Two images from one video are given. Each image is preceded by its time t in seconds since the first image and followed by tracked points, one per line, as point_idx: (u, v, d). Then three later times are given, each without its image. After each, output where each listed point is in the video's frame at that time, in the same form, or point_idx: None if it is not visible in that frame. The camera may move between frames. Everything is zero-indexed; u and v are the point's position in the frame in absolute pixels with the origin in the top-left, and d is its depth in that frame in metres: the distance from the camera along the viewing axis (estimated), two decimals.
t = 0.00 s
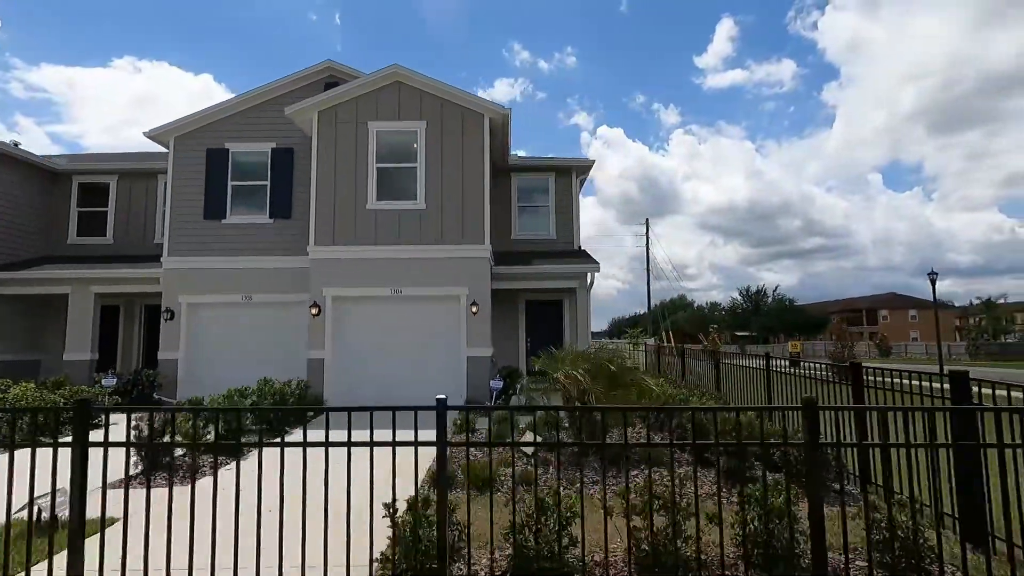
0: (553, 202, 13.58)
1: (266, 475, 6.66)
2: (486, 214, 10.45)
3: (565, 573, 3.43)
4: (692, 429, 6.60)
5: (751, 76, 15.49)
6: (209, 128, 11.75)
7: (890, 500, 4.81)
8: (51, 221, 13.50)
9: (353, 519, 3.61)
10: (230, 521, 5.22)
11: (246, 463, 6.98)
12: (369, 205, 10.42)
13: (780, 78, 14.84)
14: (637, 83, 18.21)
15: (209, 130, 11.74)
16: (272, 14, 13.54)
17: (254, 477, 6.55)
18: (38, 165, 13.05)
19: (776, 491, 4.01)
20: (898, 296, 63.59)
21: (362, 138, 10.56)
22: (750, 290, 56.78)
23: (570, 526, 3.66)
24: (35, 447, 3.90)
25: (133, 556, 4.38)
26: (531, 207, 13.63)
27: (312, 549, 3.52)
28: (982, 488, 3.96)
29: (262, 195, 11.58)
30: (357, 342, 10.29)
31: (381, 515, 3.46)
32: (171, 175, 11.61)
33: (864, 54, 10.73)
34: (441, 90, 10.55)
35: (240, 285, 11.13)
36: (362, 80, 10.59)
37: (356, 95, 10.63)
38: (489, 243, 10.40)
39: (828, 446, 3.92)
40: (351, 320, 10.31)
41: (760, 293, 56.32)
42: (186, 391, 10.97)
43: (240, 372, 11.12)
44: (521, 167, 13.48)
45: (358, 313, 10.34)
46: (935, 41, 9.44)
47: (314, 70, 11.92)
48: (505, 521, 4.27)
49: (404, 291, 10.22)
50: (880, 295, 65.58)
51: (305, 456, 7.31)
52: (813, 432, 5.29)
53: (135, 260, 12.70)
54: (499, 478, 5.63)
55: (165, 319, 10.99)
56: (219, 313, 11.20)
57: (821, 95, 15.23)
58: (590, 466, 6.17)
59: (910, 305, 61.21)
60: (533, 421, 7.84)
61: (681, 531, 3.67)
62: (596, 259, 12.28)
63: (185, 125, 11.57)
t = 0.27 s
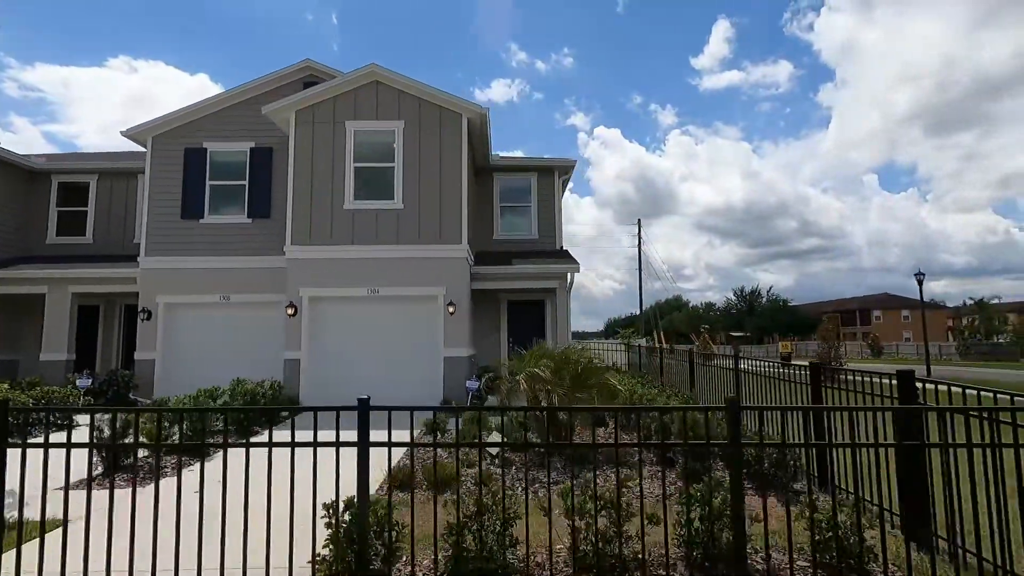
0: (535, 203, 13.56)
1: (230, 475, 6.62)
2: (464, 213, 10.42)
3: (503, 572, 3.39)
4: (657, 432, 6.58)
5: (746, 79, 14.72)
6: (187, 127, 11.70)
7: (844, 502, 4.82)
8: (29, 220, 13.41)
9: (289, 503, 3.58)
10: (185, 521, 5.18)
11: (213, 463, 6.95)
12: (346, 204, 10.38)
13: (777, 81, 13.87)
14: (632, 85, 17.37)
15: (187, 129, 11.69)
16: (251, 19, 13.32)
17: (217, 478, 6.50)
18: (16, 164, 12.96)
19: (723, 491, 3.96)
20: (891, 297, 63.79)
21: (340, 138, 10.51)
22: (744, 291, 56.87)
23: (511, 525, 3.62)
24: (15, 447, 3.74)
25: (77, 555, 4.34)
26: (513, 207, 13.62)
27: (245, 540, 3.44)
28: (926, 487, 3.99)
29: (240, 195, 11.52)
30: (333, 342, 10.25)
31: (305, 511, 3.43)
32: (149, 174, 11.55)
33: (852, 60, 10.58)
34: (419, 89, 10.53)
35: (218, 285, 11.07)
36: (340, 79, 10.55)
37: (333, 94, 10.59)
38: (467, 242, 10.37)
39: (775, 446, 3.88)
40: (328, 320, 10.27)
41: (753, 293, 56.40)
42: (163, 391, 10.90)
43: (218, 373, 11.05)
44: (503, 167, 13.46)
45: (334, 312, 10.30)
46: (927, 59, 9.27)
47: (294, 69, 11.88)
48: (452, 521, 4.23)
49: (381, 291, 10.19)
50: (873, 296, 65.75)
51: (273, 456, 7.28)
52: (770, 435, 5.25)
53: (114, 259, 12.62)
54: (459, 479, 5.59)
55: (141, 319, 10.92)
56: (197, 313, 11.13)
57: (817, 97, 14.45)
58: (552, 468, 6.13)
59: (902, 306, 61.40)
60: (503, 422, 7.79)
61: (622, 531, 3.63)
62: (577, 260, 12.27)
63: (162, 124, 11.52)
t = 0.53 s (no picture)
0: (514, 199, 13.56)
1: (190, 470, 6.60)
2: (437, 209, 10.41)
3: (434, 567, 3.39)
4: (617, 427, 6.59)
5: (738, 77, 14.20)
6: (161, 122, 11.63)
7: (789, 496, 4.86)
8: (3, 215, 13.28)
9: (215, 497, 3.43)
10: (137, 514, 5.17)
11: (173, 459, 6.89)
12: (319, 200, 10.34)
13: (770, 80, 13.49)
14: (626, 83, 16.60)
15: (161, 124, 11.63)
16: (228, 21, 12.67)
17: (177, 472, 6.49)
18: None
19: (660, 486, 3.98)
20: (880, 295, 64.25)
21: (314, 134, 10.48)
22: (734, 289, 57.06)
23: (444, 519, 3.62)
24: None
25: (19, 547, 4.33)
26: (491, 204, 13.62)
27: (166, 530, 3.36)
28: (861, 480, 4.01)
29: (215, 191, 11.46)
30: (306, 338, 10.23)
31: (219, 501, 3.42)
32: (122, 169, 11.48)
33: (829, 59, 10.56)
34: (393, 85, 10.50)
35: (192, 281, 11.01)
36: (313, 75, 10.51)
37: (306, 89, 10.55)
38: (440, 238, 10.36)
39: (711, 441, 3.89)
40: (300, 316, 10.25)
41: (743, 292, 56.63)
42: (135, 388, 10.84)
43: (191, 369, 10.99)
44: (482, 164, 13.46)
45: (307, 308, 10.28)
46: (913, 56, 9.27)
47: (269, 64, 11.81)
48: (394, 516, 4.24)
49: (354, 287, 10.18)
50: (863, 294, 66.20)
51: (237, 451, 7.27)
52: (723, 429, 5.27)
53: (88, 255, 12.52)
54: (415, 474, 5.58)
55: (113, 315, 10.84)
56: (170, 310, 11.07)
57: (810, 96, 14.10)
58: (510, 464, 6.12)
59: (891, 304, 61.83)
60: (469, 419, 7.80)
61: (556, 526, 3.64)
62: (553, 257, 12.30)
63: (136, 118, 11.44)
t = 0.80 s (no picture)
0: (492, 199, 13.53)
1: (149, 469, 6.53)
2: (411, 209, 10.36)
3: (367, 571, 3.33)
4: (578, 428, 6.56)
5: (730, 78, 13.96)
6: (134, 119, 11.51)
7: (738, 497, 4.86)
8: None
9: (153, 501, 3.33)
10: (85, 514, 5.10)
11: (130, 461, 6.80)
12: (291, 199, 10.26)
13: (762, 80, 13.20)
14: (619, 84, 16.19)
15: (134, 121, 11.51)
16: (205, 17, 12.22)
17: (135, 471, 6.42)
18: None
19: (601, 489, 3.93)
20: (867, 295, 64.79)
21: (286, 131, 10.39)
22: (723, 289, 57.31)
23: (382, 523, 3.56)
24: None
25: None
26: (470, 204, 13.58)
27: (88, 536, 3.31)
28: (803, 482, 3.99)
29: (187, 189, 11.34)
30: (277, 338, 10.15)
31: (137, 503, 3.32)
32: (94, 167, 11.34)
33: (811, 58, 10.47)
34: (366, 83, 10.43)
35: (163, 280, 10.90)
36: (286, 72, 10.42)
37: (279, 87, 10.46)
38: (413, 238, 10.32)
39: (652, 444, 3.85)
40: (272, 316, 10.16)
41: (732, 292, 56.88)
42: (105, 388, 10.70)
43: (162, 369, 10.87)
44: (460, 164, 13.43)
45: (278, 308, 10.19)
46: (902, 57, 9.15)
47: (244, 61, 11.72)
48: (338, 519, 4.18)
49: (326, 287, 10.11)
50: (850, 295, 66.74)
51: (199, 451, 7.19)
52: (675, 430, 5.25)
53: (60, 254, 12.36)
54: (369, 476, 5.53)
55: (83, 315, 10.70)
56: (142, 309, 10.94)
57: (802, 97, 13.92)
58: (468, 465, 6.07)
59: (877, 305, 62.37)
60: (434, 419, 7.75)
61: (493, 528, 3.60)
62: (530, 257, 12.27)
63: (108, 115, 11.32)
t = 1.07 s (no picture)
0: (475, 198, 13.48)
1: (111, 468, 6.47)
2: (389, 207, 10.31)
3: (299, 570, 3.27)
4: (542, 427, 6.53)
5: (730, 78, 13.66)
6: (113, 117, 11.46)
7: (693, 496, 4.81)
8: None
9: (76, 500, 3.21)
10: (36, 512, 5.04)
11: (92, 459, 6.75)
12: (268, 197, 10.20)
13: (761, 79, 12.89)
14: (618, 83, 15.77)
15: (113, 119, 11.46)
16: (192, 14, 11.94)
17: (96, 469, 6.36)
18: None
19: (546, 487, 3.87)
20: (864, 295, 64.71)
21: (264, 128, 10.34)
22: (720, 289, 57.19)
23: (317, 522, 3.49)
24: None
25: None
26: (453, 203, 13.53)
27: (1, 535, 3.19)
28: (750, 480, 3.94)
29: (166, 187, 11.28)
30: (253, 336, 10.09)
31: (51, 500, 3.21)
32: (72, 164, 11.29)
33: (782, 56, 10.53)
34: (344, 80, 10.37)
35: (141, 279, 10.84)
36: (264, 69, 10.37)
37: (257, 84, 10.40)
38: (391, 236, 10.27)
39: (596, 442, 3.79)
40: (248, 314, 10.11)
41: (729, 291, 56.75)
42: (82, 387, 10.64)
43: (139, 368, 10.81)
44: (443, 162, 13.38)
45: (255, 307, 10.13)
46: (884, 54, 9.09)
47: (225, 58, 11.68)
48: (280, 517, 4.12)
49: (303, 285, 10.05)
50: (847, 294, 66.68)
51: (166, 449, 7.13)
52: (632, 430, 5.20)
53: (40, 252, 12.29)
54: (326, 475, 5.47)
55: (60, 313, 10.63)
56: (119, 308, 10.88)
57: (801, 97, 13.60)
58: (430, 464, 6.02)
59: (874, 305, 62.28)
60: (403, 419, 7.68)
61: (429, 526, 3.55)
62: (513, 255, 12.24)
63: (87, 112, 11.29)
